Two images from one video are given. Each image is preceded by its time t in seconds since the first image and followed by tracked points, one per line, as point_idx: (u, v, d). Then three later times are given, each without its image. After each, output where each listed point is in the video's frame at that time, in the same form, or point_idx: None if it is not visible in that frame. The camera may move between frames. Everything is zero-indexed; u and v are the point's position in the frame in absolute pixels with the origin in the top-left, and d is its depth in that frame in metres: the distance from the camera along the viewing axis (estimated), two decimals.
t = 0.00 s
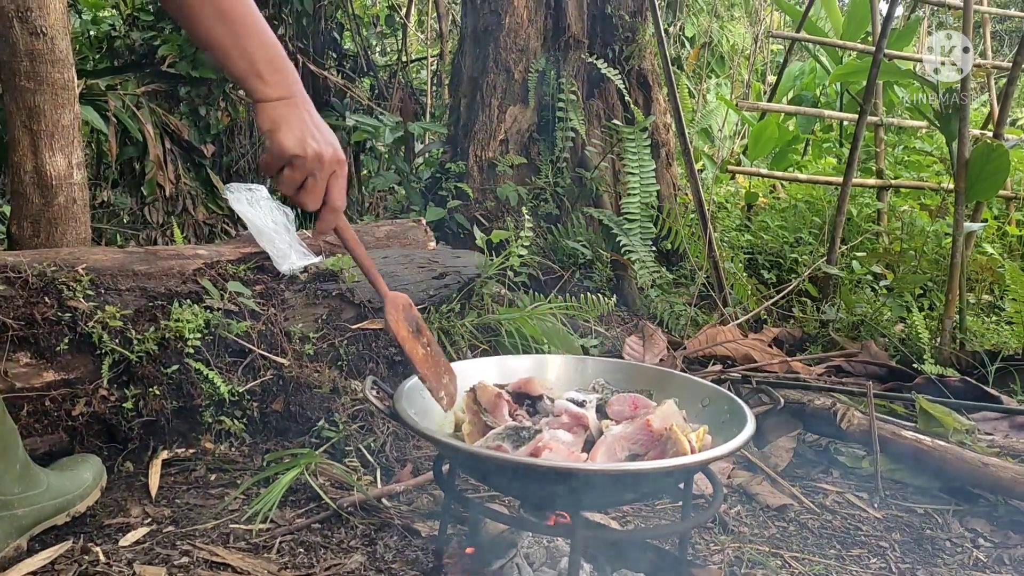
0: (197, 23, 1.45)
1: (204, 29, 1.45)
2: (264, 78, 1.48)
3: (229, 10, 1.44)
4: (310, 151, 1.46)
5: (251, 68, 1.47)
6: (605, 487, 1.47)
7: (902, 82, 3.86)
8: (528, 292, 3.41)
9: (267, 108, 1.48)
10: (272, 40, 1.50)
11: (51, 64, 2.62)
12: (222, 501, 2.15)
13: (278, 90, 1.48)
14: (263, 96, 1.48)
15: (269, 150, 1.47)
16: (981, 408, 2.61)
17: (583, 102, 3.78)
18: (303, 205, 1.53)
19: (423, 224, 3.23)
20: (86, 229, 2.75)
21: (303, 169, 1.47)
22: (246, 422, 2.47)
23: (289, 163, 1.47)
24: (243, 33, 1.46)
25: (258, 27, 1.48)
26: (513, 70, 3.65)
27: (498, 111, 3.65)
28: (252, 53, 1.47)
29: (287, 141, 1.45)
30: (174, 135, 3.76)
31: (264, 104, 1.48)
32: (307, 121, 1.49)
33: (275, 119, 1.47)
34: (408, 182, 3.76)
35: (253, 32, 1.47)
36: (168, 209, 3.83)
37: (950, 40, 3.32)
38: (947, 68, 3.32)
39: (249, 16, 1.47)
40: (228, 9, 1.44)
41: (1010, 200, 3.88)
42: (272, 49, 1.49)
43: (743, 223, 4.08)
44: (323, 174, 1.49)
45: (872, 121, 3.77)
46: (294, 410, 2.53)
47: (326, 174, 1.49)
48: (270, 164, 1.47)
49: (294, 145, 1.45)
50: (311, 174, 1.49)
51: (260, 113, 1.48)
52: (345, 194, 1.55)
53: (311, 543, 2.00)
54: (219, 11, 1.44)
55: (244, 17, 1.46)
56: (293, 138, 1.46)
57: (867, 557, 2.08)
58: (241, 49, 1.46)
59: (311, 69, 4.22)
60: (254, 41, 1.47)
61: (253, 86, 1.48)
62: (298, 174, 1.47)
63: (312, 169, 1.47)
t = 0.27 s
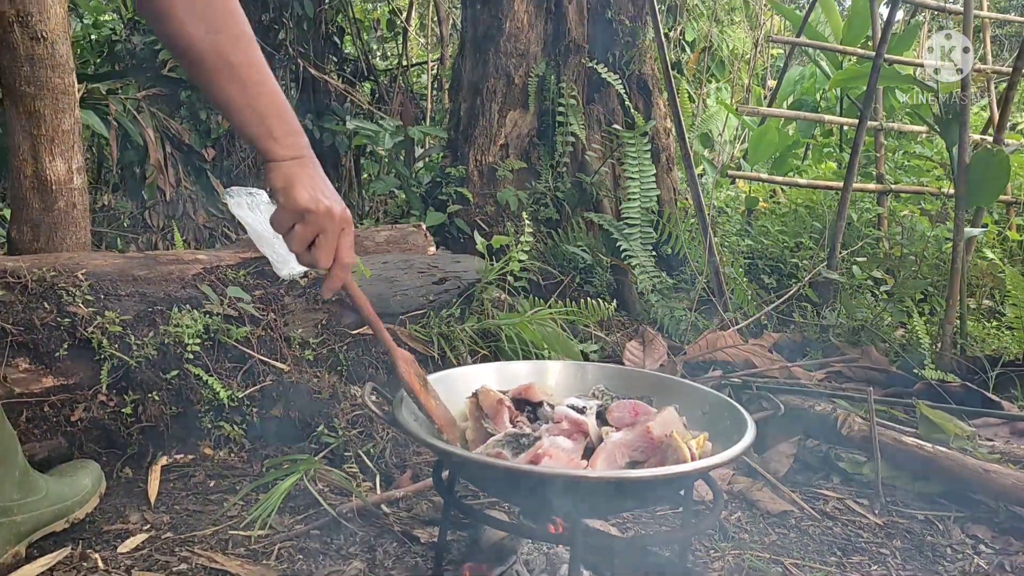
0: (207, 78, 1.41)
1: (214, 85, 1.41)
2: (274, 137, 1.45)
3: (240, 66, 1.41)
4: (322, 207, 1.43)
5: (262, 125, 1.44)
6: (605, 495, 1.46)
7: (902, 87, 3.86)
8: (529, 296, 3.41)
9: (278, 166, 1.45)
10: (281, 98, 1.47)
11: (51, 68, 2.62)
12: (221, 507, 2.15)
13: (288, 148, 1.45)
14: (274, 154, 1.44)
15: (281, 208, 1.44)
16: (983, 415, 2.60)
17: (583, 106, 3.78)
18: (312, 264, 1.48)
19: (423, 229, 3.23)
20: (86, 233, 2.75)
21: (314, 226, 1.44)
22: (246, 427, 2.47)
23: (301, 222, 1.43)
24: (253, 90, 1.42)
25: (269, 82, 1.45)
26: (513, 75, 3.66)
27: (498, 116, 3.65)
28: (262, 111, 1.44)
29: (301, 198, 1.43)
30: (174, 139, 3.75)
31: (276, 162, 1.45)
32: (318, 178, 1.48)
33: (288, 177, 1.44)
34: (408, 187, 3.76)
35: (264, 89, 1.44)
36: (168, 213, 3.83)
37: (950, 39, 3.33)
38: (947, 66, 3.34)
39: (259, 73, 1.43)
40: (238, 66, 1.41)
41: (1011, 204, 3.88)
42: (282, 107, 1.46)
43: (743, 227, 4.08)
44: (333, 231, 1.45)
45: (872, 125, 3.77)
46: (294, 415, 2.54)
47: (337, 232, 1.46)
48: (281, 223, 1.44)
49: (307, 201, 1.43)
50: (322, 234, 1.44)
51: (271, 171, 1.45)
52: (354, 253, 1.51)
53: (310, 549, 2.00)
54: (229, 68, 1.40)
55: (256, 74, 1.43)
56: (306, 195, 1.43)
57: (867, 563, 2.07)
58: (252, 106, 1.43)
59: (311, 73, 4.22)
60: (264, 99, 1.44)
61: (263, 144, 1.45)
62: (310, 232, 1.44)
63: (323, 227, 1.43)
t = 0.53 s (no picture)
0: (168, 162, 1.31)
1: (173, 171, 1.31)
2: (234, 222, 1.35)
3: (202, 153, 1.30)
4: (292, 285, 1.39)
5: (223, 212, 1.34)
6: (603, 502, 1.46)
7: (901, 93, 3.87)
8: (528, 303, 3.41)
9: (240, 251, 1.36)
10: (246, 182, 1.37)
11: (51, 76, 2.62)
12: (219, 514, 2.15)
13: (251, 232, 1.37)
14: (236, 240, 1.36)
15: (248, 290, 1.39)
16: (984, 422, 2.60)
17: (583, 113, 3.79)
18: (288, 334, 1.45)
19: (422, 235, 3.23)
20: (86, 240, 2.75)
21: (288, 303, 1.40)
22: (244, 434, 2.47)
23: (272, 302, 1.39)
24: (217, 177, 1.32)
25: (233, 166, 1.34)
26: (513, 81, 3.66)
27: (498, 122, 3.65)
28: (223, 197, 1.33)
29: (269, 281, 1.37)
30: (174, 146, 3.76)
31: (239, 249, 1.37)
32: (284, 255, 1.41)
33: (254, 261, 1.37)
34: (408, 194, 3.76)
35: (227, 174, 1.33)
36: (168, 219, 3.84)
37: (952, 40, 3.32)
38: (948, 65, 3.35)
39: (226, 159, 1.33)
40: (200, 152, 1.30)
41: (1011, 211, 3.88)
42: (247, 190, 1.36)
43: (743, 234, 4.08)
44: (308, 306, 1.42)
45: (870, 132, 3.78)
46: (292, 422, 2.51)
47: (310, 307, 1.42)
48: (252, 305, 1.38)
49: (275, 284, 1.38)
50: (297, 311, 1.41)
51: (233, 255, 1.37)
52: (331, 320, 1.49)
53: (308, 557, 1.99)
54: (190, 157, 1.30)
55: (215, 160, 1.32)
56: (276, 275, 1.38)
57: (867, 571, 2.07)
58: (212, 193, 1.33)
59: (311, 79, 4.22)
60: (229, 184, 1.33)
61: (224, 231, 1.35)
62: (284, 313, 1.40)
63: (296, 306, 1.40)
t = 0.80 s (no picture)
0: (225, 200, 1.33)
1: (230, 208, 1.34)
2: (290, 254, 1.37)
3: (257, 191, 1.31)
4: (346, 313, 1.40)
5: (278, 246, 1.36)
6: (601, 506, 1.46)
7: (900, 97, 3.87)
8: (527, 306, 3.41)
9: (295, 280, 1.39)
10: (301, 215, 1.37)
11: (52, 78, 2.63)
12: (218, 517, 2.15)
13: (305, 263, 1.39)
14: (292, 270, 1.38)
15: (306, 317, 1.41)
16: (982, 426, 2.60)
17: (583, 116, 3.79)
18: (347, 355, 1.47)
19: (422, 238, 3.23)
20: (86, 241, 2.76)
21: (344, 328, 1.41)
22: (243, 436, 2.47)
23: (328, 328, 1.41)
24: (273, 215, 1.34)
25: (287, 201, 1.34)
26: (513, 84, 3.67)
27: (498, 125, 3.66)
28: (278, 231, 1.35)
29: (323, 310, 1.39)
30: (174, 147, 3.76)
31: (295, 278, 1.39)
32: (337, 281, 1.43)
33: (308, 290, 1.39)
34: (408, 196, 3.77)
35: (280, 209, 1.34)
36: (168, 221, 3.84)
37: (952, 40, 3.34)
38: (948, 65, 3.36)
39: (280, 195, 1.33)
40: (253, 192, 1.31)
41: (1010, 215, 3.89)
42: (301, 224, 1.37)
43: (743, 237, 4.09)
44: (363, 331, 1.42)
45: (869, 135, 3.79)
46: (291, 424, 2.52)
47: (364, 333, 1.43)
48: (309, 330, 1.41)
49: (330, 311, 1.40)
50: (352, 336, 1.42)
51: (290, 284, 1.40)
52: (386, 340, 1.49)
53: (306, 559, 1.99)
54: (248, 198, 1.32)
55: (269, 198, 1.32)
56: (331, 303, 1.40)
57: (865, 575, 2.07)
58: (267, 228, 1.34)
59: (311, 81, 4.23)
60: (283, 219, 1.34)
61: (280, 262, 1.38)
62: (340, 338, 1.41)
63: (350, 332, 1.41)
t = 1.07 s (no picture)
0: (207, 180, 1.34)
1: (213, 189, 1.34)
2: (275, 235, 1.38)
3: (240, 171, 1.32)
4: (333, 295, 1.42)
5: (262, 226, 1.36)
6: (600, 508, 1.46)
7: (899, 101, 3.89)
8: (527, 308, 3.42)
9: (281, 261, 1.40)
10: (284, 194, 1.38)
11: (54, 81, 2.64)
12: (218, 518, 2.16)
13: (291, 243, 1.39)
14: (278, 251, 1.39)
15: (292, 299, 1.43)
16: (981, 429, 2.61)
17: (583, 119, 3.81)
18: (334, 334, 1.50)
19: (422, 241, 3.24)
20: (87, 244, 2.77)
21: (332, 309, 1.44)
22: (243, 438, 2.48)
23: (316, 310, 1.43)
24: (256, 195, 1.34)
25: (270, 181, 1.35)
26: (513, 87, 3.68)
27: (498, 127, 3.67)
28: (263, 212, 1.36)
29: (310, 291, 1.41)
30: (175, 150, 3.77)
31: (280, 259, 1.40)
32: (322, 260, 1.44)
33: (294, 271, 1.41)
34: (408, 198, 3.77)
35: (265, 189, 1.34)
36: (169, 223, 3.85)
37: (952, 42, 3.36)
38: (948, 67, 3.39)
39: (264, 175, 1.34)
40: (236, 173, 1.32)
41: (1009, 218, 3.90)
42: (285, 203, 1.38)
43: (742, 240, 4.10)
44: (350, 313, 1.45)
45: (869, 139, 3.80)
46: (291, 426, 2.53)
47: (351, 314, 1.45)
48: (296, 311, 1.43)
49: (316, 293, 1.42)
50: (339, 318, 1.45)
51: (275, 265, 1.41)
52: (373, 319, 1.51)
53: (306, 561, 2.00)
54: (229, 176, 1.32)
55: (253, 180, 1.33)
56: (319, 284, 1.42)
57: None
58: (251, 209, 1.35)
59: (312, 84, 4.24)
60: (266, 199, 1.35)
61: (265, 243, 1.38)
62: (327, 319, 1.44)
63: (337, 313, 1.43)
